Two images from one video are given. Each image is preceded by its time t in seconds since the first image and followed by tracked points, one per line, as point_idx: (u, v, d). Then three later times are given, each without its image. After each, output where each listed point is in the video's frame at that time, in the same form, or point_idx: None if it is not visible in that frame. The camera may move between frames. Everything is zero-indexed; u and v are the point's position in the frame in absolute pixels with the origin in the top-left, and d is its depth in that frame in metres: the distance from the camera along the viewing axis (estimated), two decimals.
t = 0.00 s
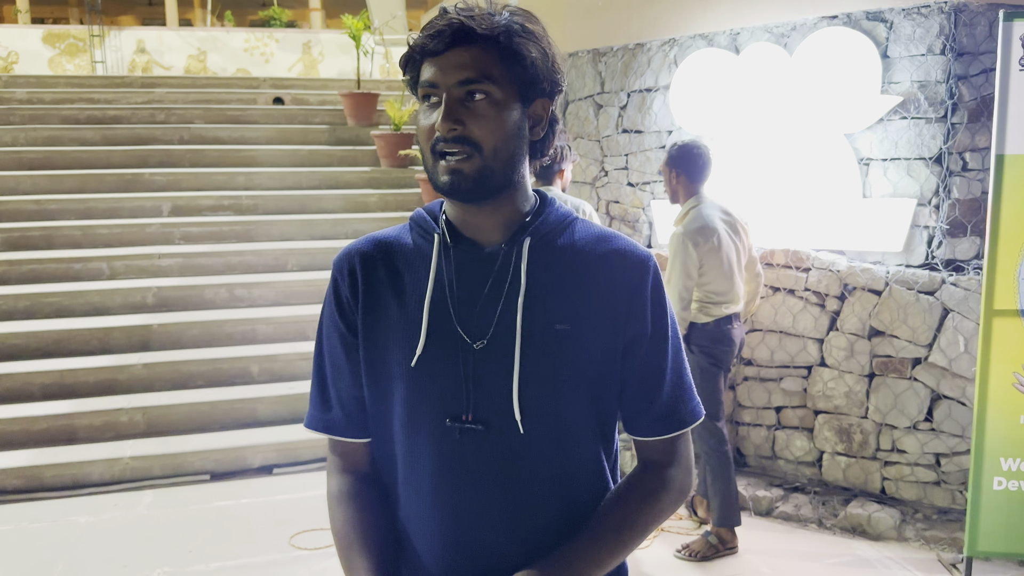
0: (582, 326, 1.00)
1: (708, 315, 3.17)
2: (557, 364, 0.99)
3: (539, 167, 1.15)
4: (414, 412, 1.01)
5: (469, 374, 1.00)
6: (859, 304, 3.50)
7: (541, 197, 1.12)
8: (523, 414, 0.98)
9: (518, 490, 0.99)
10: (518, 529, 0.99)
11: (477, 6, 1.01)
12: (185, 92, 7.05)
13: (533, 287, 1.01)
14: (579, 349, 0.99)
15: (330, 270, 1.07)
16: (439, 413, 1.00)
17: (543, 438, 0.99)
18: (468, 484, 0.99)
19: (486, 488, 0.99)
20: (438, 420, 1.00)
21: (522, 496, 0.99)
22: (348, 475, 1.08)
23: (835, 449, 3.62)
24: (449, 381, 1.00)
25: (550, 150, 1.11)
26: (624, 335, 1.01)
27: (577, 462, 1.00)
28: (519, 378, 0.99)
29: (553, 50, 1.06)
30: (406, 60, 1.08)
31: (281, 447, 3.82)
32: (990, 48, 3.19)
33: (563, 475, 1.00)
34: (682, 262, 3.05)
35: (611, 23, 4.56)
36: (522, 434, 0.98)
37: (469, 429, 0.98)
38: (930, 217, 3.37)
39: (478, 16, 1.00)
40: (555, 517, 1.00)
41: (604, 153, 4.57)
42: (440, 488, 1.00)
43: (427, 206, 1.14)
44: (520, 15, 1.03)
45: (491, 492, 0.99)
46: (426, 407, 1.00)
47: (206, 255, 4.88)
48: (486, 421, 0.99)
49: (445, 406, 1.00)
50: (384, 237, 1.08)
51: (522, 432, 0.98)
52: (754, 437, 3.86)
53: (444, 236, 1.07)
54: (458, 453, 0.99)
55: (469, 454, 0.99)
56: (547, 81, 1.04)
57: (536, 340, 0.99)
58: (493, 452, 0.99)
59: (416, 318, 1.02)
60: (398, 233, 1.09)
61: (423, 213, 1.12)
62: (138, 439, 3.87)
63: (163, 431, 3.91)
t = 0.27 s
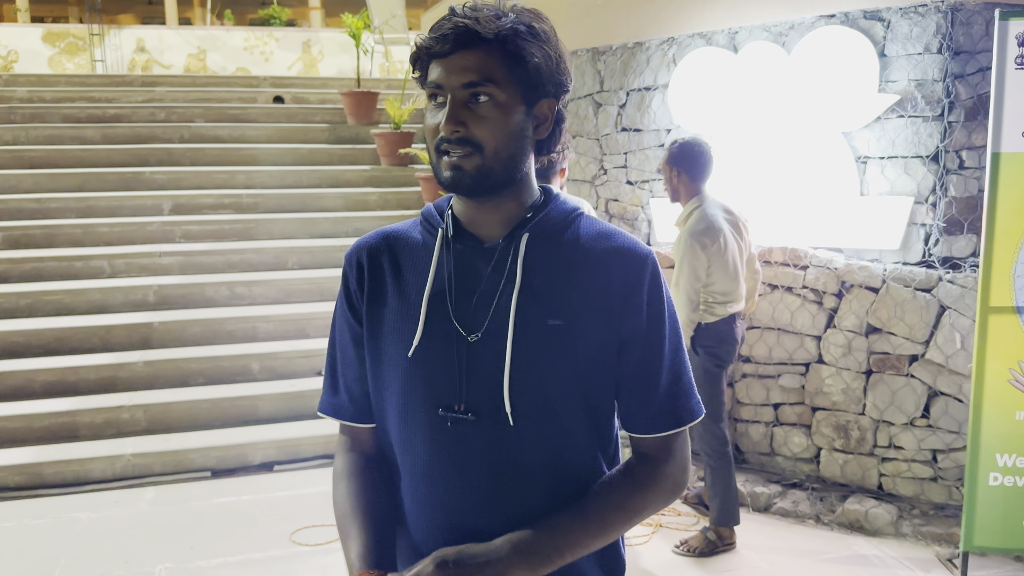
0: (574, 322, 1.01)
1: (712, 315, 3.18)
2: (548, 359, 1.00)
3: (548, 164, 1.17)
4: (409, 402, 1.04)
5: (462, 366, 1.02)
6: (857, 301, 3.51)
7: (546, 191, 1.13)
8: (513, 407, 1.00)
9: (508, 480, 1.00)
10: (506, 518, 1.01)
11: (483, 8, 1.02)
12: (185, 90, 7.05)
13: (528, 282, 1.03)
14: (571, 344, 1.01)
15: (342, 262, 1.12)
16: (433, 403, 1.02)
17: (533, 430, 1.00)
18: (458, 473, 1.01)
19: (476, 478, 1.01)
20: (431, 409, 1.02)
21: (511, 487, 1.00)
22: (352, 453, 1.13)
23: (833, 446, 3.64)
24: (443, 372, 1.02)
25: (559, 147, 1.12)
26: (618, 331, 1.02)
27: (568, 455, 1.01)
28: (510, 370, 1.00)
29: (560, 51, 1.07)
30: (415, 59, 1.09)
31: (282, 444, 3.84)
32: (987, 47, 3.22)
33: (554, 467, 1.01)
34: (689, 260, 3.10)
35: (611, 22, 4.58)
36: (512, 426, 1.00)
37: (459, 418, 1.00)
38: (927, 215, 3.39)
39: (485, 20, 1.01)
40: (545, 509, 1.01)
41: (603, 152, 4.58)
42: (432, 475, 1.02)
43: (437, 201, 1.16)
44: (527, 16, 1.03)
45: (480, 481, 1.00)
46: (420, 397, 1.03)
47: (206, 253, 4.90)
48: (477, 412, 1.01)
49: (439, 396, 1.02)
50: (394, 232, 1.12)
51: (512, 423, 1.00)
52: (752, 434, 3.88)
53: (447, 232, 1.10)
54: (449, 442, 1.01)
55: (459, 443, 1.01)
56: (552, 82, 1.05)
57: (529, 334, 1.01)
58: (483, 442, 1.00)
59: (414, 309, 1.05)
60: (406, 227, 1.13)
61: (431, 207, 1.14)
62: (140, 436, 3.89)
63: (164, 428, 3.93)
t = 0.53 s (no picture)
0: (572, 315, 1.02)
1: (712, 311, 3.21)
2: (547, 350, 1.01)
3: (550, 161, 1.19)
4: (411, 392, 1.06)
5: (463, 357, 1.04)
6: (853, 298, 3.54)
7: (548, 187, 1.15)
8: (513, 398, 1.01)
9: (507, 470, 1.02)
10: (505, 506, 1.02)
11: (492, 8, 1.03)
12: (183, 88, 7.06)
13: (528, 275, 1.04)
14: (570, 337, 1.02)
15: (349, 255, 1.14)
16: (434, 392, 1.04)
17: (532, 421, 1.01)
18: (458, 462, 1.02)
19: (476, 467, 1.02)
20: (432, 399, 1.04)
21: (510, 476, 1.02)
22: (358, 441, 1.15)
23: (829, 441, 3.66)
24: (445, 363, 1.04)
25: (562, 145, 1.13)
26: (616, 324, 1.04)
27: (566, 445, 1.03)
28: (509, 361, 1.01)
29: (565, 50, 1.07)
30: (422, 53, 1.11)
31: (281, 441, 3.86)
32: (982, 45, 3.21)
33: (552, 457, 1.02)
34: (691, 257, 3.10)
35: (608, 20, 4.58)
36: (512, 417, 1.01)
37: (460, 408, 1.02)
38: (923, 212, 3.40)
39: (492, 19, 1.02)
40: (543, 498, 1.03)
41: (601, 149, 4.59)
42: (433, 463, 1.04)
43: (440, 197, 1.17)
44: (533, 16, 1.04)
45: (480, 470, 1.02)
46: (422, 387, 1.05)
47: (205, 251, 4.90)
48: (477, 402, 1.02)
49: (440, 387, 1.04)
50: (399, 227, 1.14)
51: (511, 414, 1.01)
52: (749, 430, 3.90)
53: (451, 227, 1.11)
54: (450, 432, 1.03)
55: (460, 433, 1.02)
56: (554, 82, 1.06)
57: (529, 327, 1.02)
58: (483, 432, 1.01)
59: (417, 301, 1.07)
60: (412, 222, 1.15)
61: (436, 203, 1.16)
62: (140, 433, 3.90)
63: (164, 425, 3.94)
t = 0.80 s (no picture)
0: (576, 310, 1.04)
1: (710, 304, 3.21)
2: (552, 344, 1.03)
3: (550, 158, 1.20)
4: (417, 387, 1.07)
5: (469, 352, 1.05)
6: (849, 295, 3.55)
7: (548, 184, 1.16)
8: (518, 391, 1.02)
9: (513, 462, 1.03)
10: (512, 499, 1.03)
11: (493, 10, 1.04)
12: (181, 86, 7.05)
13: (531, 271, 1.06)
14: (574, 332, 1.03)
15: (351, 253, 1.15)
16: (439, 387, 1.05)
17: (537, 414, 1.03)
18: (466, 455, 1.03)
19: (482, 459, 1.03)
20: (438, 393, 1.05)
21: (516, 469, 1.03)
22: (362, 437, 1.16)
23: (826, 438, 3.68)
24: (450, 358, 1.05)
25: (562, 143, 1.14)
26: (618, 318, 1.05)
27: (571, 438, 1.04)
28: (515, 356, 1.03)
29: (564, 51, 1.09)
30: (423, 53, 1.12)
31: (280, 438, 3.87)
32: (978, 43, 3.23)
33: (557, 450, 1.04)
34: (691, 250, 3.10)
35: (606, 18, 4.59)
36: (518, 410, 1.03)
37: (465, 402, 1.03)
38: (919, 209, 3.42)
39: (493, 20, 1.03)
40: (549, 489, 1.04)
41: (599, 147, 4.61)
42: (438, 456, 1.05)
43: (442, 194, 1.18)
44: (533, 16, 1.06)
45: (487, 462, 1.03)
46: (427, 382, 1.06)
47: (204, 249, 4.91)
48: (483, 396, 1.03)
49: (445, 381, 1.05)
50: (399, 224, 1.14)
51: (517, 407, 1.03)
52: (746, 427, 3.92)
53: (454, 223, 1.12)
54: (456, 426, 1.04)
55: (466, 427, 1.03)
56: (554, 79, 1.06)
57: (533, 321, 1.04)
58: (489, 425, 1.03)
59: (421, 297, 1.08)
60: (413, 219, 1.15)
61: (437, 201, 1.16)
62: (139, 430, 3.90)
63: (163, 422, 3.95)
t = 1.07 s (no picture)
0: (580, 307, 1.05)
1: (710, 296, 3.24)
2: (555, 342, 1.04)
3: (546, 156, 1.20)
4: (421, 386, 1.07)
5: (473, 351, 1.05)
6: (846, 294, 3.57)
7: (545, 182, 1.17)
8: (523, 389, 1.03)
9: (520, 458, 1.04)
10: (518, 494, 1.04)
11: (493, 9, 1.05)
12: (178, 84, 7.04)
13: (535, 269, 1.06)
14: (578, 329, 1.04)
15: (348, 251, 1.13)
16: (444, 386, 1.05)
17: (542, 410, 1.04)
18: (473, 452, 1.04)
19: (490, 456, 1.04)
20: (443, 392, 1.05)
21: (522, 465, 1.04)
22: (363, 437, 1.15)
23: (822, 436, 3.69)
24: (455, 357, 1.05)
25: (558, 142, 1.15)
26: (620, 314, 1.06)
27: (574, 433, 1.05)
28: (519, 354, 1.03)
29: (563, 50, 1.10)
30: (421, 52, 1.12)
31: (278, 436, 3.87)
32: (974, 42, 3.25)
33: (561, 445, 1.05)
34: (691, 240, 3.12)
35: (603, 17, 4.59)
36: (523, 407, 1.03)
37: (471, 401, 1.04)
38: (915, 208, 3.44)
39: (494, 20, 1.03)
40: (554, 484, 1.05)
41: (596, 146, 4.61)
42: (444, 454, 1.06)
43: (439, 192, 1.18)
44: (532, 16, 1.06)
45: (493, 459, 1.04)
46: (432, 381, 1.06)
47: (201, 247, 4.90)
48: (488, 394, 1.04)
49: (450, 380, 1.05)
50: (398, 222, 1.13)
51: (522, 404, 1.03)
52: (743, 424, 3.94)
53: (454, 222, 1.13)
54: (462, 424, 1.04)
55: (472, 425, 1.04)
56: (552, 78, 1.07)
57: (537, 319, 1.04)
58: (494, 423, 1.04)
59: (424, 296, 1.08)
60: (411, 217, 1.15)
61: (434, 199, 1.16)
62: (137, 428, 3.91)
63: (161, 420, 3.95)
